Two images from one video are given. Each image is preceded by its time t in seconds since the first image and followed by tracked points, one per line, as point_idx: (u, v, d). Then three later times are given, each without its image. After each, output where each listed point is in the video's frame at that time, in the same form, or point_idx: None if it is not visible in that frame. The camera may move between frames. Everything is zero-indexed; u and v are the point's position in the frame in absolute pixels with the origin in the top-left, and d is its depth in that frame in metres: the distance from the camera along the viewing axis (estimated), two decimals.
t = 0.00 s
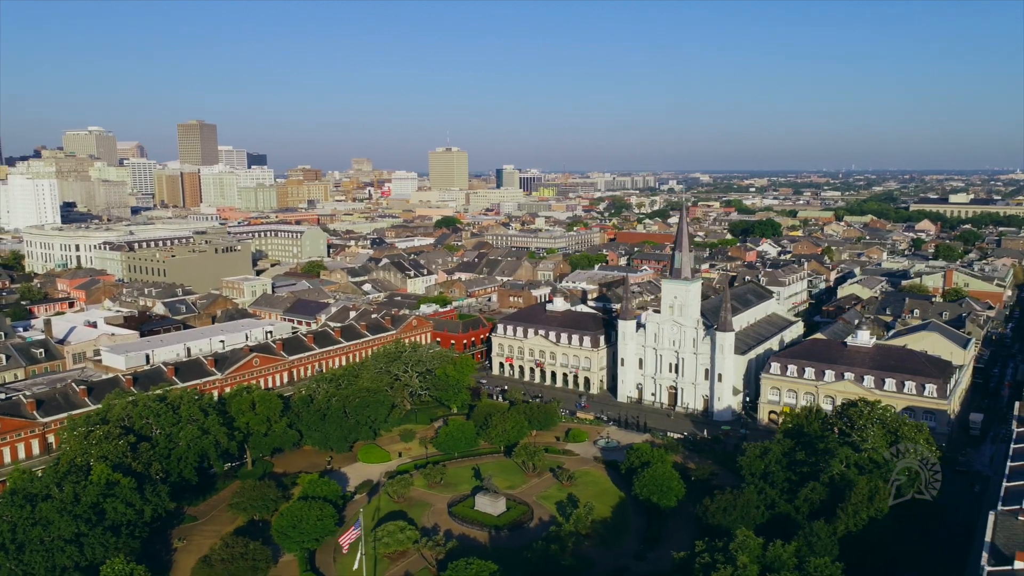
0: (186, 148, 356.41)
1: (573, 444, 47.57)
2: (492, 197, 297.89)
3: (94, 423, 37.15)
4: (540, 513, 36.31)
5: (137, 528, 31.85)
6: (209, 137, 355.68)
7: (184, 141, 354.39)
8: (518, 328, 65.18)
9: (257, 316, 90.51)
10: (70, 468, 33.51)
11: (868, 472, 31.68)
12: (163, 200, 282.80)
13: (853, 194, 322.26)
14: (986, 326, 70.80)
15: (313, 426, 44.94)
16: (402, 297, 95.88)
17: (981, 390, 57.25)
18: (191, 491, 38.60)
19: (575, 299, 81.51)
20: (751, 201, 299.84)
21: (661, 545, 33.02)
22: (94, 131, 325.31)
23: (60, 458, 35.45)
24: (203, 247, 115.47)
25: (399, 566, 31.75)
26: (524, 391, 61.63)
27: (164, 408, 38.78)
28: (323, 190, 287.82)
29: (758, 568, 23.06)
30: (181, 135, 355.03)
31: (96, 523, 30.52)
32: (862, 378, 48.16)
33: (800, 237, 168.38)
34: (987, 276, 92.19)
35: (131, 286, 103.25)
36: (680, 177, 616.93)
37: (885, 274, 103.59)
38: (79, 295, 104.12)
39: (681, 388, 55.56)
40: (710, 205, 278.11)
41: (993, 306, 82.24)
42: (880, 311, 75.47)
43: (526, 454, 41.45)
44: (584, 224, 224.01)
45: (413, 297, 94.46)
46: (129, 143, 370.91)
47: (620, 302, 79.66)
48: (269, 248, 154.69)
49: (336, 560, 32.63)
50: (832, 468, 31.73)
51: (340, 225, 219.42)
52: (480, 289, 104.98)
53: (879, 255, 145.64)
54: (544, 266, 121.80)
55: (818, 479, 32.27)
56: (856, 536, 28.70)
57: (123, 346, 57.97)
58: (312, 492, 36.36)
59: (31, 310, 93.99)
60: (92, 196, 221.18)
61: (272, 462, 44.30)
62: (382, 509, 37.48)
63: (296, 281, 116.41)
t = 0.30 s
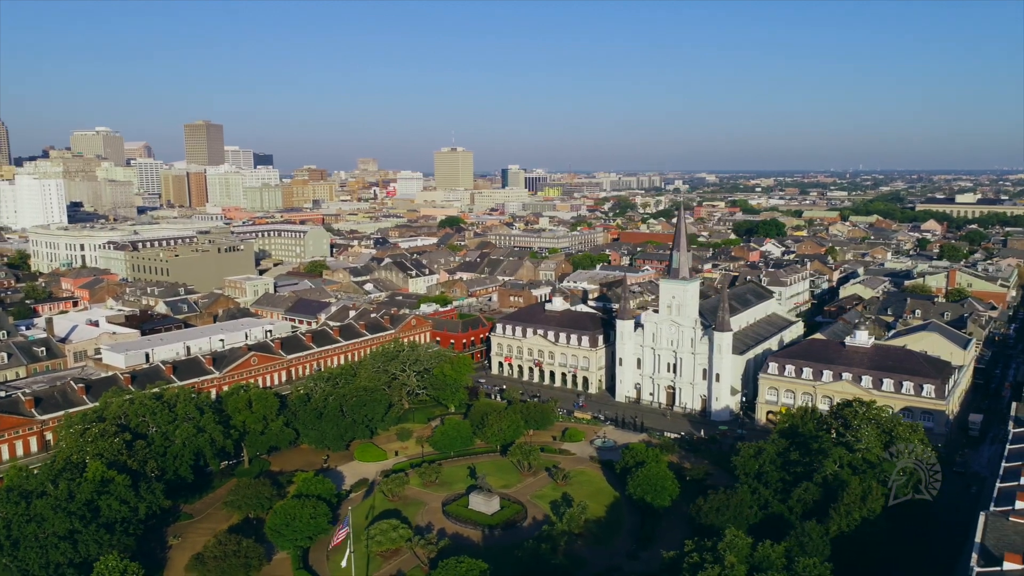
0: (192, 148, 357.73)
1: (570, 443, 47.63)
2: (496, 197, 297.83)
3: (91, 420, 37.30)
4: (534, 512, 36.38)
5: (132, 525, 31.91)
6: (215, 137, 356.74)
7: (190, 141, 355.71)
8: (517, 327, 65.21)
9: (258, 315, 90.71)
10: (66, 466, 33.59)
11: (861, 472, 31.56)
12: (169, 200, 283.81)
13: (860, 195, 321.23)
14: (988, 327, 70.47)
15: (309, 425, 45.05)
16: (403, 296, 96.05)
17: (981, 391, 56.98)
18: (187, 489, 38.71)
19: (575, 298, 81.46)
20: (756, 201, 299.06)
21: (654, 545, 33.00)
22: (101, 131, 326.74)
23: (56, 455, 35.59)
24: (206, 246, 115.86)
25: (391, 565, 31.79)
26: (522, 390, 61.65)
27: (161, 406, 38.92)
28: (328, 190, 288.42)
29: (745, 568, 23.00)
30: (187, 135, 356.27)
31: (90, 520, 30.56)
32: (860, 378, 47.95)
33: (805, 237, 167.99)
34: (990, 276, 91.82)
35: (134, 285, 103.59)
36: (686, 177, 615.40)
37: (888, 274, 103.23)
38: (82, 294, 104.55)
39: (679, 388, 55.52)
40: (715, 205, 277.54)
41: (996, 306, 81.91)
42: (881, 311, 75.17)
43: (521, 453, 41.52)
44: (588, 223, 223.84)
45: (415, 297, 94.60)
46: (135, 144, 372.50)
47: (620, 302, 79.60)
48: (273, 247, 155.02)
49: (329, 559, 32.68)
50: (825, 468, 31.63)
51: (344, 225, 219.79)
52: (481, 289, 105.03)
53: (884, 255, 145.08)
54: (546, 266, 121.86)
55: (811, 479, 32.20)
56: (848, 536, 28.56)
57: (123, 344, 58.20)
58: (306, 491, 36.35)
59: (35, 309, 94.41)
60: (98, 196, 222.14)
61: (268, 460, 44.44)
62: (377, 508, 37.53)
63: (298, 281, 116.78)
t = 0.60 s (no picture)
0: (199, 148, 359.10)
1: (566, 443, 47.65)
2: (502, 197, 297.83)
3: (87, 418, 37.37)
4: (527, 512, 36.41)
5: (127, 522, 31.90)
6: (222, 137, 358.08)
7: (197, 141, 357.09)
8: (517, 327, 65.18)
9: (260, 314, 90.95)
10: (62, 463, 33.61)
11: (855, 472, 31.33)
12: (175, 200, 284.89)
13: (868, 194, 319.98)
14: (991, 327, 69.99)
15: (306, 423, 45.11)
16: (405, 295, 96.43)
17: (982, 392, 56.41)
18: (184, 487, 38.80)
19: (576, 298, 81.31)
20: (762, 201, 298.23)
21: (647, 545, 32.95)
22: (108, 131, 328.27)
23: (52, 452, 35.67)
24: (209, 245, 116.23)
25: (384, 563, 31.82)
26: (521, 390, 61.66)
27: (157, 404, 38.96)
28: (334, 190, 289.03)
29: (731, 568, 22.92)
30: (194, 135, 357.70)
31: (85, 516, 30.47)
32: (858, 379, 47.41)
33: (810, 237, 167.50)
34: (994, 276, 91.34)
35: (138, 284, 103.92)
36: (692, 177, 614.33)
37: (891, 274, 102.71)
38: (86, 293, 105.00)
39: (677, 388, 55.42)
40: (721, 205, 277.02)
41: (1000, 306, 81.42)
42: (883, 311, 74.80)
43: (517, 452, 41.52)
44: (592, 223, 223.64)
45: (416, 296, 94.74)
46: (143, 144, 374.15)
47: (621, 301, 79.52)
48: (277, 247, 155.42)
49: (322, 557, 32.72)
50: (818, 468, 31.47)
51: (349, 225, 220.19)
52: (483, 288, 105.11)
53: (889, 255, 144.54)
54: (548, 266, 121.86)
55: (805, 479, 32.01)
56: (841, 537, 28.35)
57: (124, 343, 58.41)
58: (301, 489, 36.33)
59: (39, 307, 94.83)
60: (105, 196, 223.17)
61: (265, 459, 44.50)
62: (371, 507, 37.58)
63: (301, 280, 117.09)
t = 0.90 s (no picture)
0: (206, 148, 360.26)
1: (564, 442, 47.73)
2: (507, 197, 297.73)
3: (84, 416, 37.49)
4: (522, 511, 36.45)
5: (122, 519, 31.90)
6: (229, 137, 359.22)
7: (204, 141, 358.29)
8: (517, 326, 65.18)
9: (262, 313, 91.19)
10: (58, 460, 33.72)
11: (849, 472, 31.19)
12: (182, 200, 285.99)
13: (876, 195, 318.77)
14: (994, 327, 69.43)
15: (304, 422, 45.19)
16: (405, 295, 96.93)
17: (984, 393, 55.79)
18: (182, 484, 38.94)
19: (578, 298, 81.21)
20: (769, 200, 297.31)
21: (641, 544, 32.92)
22: (116, 131, 329.71)
23: (49, 450, 35.81)
24: (213, 245, 116.59)
25: (377, 562, 31.90)
26: (520, 389, 61.69)
27: (154, 402, 39.08)
28: (340, 190, 289.53)
29: (718, 567, 22.88)
30: (201, 136, 358.96)
31: (80, 513, 30.48)
32: (857, 379, 46.99)
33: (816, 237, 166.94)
34: (999, 277, 90.75)
35: (142, 283, 104.27)
36: (699, 176, 613.35)
37: (895, 274, 102.20)
38: (91, 292, 105.43)
39: (676, 388, 55.36)
40: (727, 205, 276.43)
41: (1004, 307, 80.86)
42: (885, 311, 74.35)
43: (513, 452, 41.57)
44: (598, 223, 223.38)
45: (418, 296, 94.85)
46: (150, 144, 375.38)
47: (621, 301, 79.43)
48: (281, 246, 155.79)
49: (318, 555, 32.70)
50: (812, 468, 31.34)
51: (354, 225, 220.57)
52: (485, 288, 105.15)
53: (894, 256, 143.92)
54: (550, 266, 121.85)
55: (798, 479, 31.88)
56: (833, 537, 28.24)
57: (124, 341, 58.62)
58: (296, 487, 36.37)
59: (44, 306, 95.19)
60: (113, 196, 224.28)
61: (263, 457, 44.61)
62: (366, 505, 37.66)
63: (304, 279, 117.41)
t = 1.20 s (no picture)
0: (213, 148, 361.52)
1: (562, 442, 47.76)
2: (514, 197, 297.79)
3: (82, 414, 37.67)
4: (517, 510, 36.49)
5: (119, 516, 32.01)
6: (237, 137, 360.42)
7: (212, 142, 359.63)
8: (517, 326, 65.17)
9: (265, 312, 91.45)
10: (55, 457, 33.90)
11: (844, 472, 31.05)
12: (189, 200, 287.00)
13: (883, 195, 317.61)
14: (998, 328, 68.85)
15: (302, 420, 45.29)
16: (408, 294, 97.04)
17: (986, 394, 55.21)
18: (179, 482, 39.08)
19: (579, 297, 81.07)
20: (776, 201, 296.31)
21: (635, 543, 32.90)
22: (125, 131, 331.24)
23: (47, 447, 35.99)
24: (218, 244, 117.03)
25: (370, 560, 31.95)
26: (520, 389, 61.71)
27: (152, 401, 39.21)
28: (346, 190, 289.96)
29: (707, 566, 22.83)
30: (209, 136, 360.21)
31: (75, 511, 30.59)
32: (856, 380, 46.52)
33: (821, 237, 166.52)
34: (1004, 277, 90.17)
35: (146, 282, 104.70)
36: (706, 177, 612.01)
37: (899, 274, 101.74)
38: (96, 291, 105.90)
39: (675, 388, 55.28)
40: (733, 205, 275.80)
41: (1009, 308, 80.25)
42: (888, 311, 73.86)
43: (510, 451, 41.61)
44: (603, 223, 223.29)
45: (420, 296, 94.86)
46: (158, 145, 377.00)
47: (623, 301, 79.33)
48: (286, 246, 156.25)
49: (312, 553, 32.72)
50: (806, 468, 31.22)
51: (360, 225, 220.93)
52: (488, 288, 105.20)
53: (900, 256, 143.32)
54: (554, 266, 121.88)
55: (792, 479, 31.78)
56: (825, 538, 28.06)
57: (126, 340, 58.83)
58: (291, 485, 36.44)
59: (49, 305, 95.66)
60: (121, 196, 225.39)
61: (261, 455, 44.72)
62: (362, 504, 37.72)
63: (307, 279, 117.69)
